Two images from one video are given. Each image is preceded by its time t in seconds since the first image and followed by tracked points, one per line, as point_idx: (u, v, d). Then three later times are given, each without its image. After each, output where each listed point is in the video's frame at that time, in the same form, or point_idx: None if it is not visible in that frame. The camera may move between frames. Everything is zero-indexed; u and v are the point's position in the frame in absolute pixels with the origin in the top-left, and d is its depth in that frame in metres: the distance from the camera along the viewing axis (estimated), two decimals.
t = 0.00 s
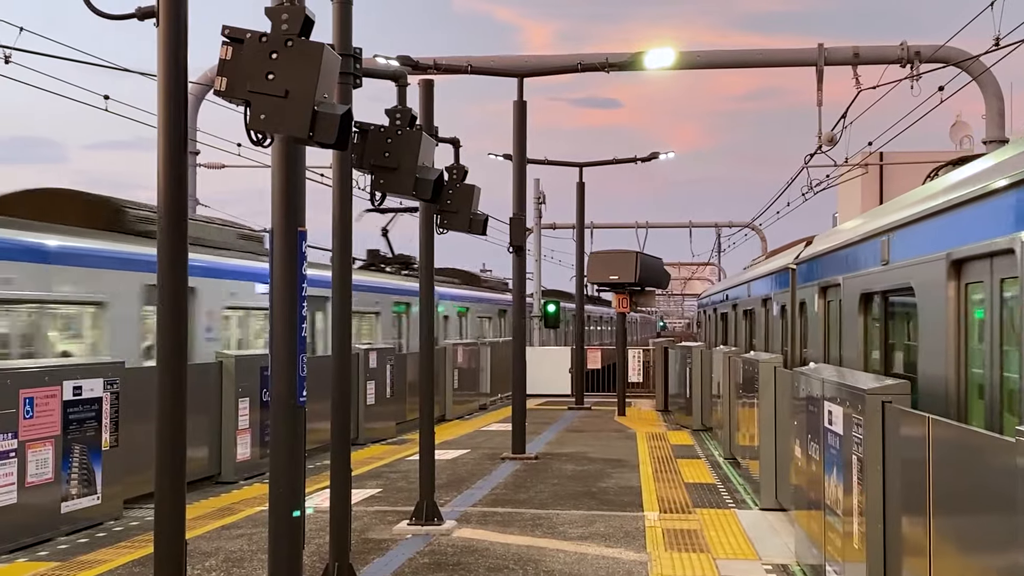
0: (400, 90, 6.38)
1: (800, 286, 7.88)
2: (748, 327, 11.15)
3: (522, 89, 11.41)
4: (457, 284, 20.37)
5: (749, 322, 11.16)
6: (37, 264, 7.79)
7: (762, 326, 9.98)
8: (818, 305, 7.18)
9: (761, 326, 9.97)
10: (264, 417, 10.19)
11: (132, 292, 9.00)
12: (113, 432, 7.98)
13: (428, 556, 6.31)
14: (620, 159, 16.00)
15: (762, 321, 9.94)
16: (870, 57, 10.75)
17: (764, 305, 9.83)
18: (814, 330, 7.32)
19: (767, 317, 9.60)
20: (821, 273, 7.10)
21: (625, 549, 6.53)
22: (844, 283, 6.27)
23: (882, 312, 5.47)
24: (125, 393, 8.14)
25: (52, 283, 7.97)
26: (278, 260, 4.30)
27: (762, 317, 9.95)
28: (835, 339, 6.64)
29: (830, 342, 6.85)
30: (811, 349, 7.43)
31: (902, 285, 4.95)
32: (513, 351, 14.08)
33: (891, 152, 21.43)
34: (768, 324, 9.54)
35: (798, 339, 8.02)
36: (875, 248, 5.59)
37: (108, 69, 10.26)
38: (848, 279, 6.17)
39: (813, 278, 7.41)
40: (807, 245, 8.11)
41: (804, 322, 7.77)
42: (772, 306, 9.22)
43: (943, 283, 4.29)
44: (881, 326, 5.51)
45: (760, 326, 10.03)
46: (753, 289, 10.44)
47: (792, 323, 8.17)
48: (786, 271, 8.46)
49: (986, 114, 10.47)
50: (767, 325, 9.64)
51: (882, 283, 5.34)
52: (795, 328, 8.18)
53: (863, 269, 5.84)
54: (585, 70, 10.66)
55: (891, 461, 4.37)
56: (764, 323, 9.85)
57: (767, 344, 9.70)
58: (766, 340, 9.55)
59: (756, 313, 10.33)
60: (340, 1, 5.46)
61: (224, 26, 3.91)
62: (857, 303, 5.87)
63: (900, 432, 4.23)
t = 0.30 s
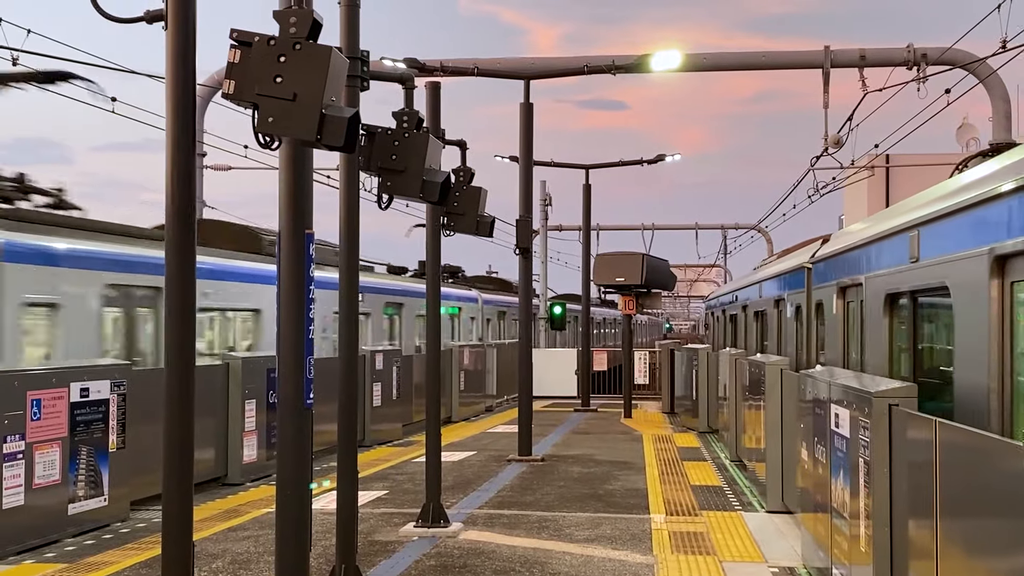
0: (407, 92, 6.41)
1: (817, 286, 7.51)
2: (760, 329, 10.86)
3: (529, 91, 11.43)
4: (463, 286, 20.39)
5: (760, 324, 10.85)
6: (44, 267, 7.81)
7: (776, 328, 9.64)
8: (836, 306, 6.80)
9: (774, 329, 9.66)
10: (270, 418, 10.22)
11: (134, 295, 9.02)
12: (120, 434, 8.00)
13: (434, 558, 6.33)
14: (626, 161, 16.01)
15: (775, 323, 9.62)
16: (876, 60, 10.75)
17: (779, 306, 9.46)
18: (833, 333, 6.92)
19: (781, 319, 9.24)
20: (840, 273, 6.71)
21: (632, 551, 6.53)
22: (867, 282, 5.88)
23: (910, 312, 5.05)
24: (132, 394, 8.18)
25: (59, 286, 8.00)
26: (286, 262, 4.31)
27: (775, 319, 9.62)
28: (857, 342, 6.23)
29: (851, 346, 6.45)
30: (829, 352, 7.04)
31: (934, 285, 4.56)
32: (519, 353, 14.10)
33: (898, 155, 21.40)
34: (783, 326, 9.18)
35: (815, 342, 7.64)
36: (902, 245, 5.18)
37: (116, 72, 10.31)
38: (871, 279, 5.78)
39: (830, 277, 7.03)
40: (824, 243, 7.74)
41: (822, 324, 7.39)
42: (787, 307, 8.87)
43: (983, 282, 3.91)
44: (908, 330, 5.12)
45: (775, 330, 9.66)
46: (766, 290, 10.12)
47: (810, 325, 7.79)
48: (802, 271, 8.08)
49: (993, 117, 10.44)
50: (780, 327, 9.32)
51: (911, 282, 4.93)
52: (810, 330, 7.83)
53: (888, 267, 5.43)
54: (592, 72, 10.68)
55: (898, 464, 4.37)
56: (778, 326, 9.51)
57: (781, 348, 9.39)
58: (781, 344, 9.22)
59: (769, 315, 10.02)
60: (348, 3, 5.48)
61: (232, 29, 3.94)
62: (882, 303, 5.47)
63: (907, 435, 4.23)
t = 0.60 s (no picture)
0: (411, 93, 6.41)
1: (831, 285, 7.14)
2: (770, 330, 10.48)
3: (532, 92, 11.43)
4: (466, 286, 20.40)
5: (770, 325, 10.45)
6: (46, 266, 7.85)
7: (787, 328, 9.22)
8: (852, 305, 6.41)
9: (784, 331, 9.28)
10: (274, 419, 10.23)
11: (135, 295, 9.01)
12: (124, 434, 8.02)
13: (438, 558, 6.33)
14: (629, 162, 16.01)
15: (786, 324, 9.22)
16: (880, 60, 10.74)
17: (791, 305, 9.00)
18: (849, 334, 6.53)
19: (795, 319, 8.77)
20: (858, 270, 6.32)
21: (635, 552, 6.52)
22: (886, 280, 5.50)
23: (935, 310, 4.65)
24: (136, 394, 8.20)
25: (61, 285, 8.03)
26: (290, 263, 4.30)
27: (786, 320, 9.23)
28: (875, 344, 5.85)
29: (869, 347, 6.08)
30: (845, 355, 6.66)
31: (964, 279, 4.17)
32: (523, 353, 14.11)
33: (901, 155, 21.37)
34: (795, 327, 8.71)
35: (829, 343, 7.27)
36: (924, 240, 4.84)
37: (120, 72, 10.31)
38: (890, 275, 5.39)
39: (847, 274, 6.64)
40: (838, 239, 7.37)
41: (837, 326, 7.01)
42: (798, 307, 8.47)
43: None
44: (934, 332, 4.72)
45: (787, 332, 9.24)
46: (777, 290, 9.70)
47: (824, 325, 7.41)
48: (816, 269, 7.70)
49: (996, 117, 10.42)
50: (792, 328, 8.91)
51: (936, 278, 4.54)
52: (823, 330, 7.46)
53: (909, 263, 5.05)
54: (596, 73, 10.68)
55: (902, 465, 4.36)
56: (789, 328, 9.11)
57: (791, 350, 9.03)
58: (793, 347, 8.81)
59: (779, 316, 9.61)
60: (352, 4, 5.49)
61: (236, 29, 3.94)
62: (903, 301, 5.09)
63: (911, 436, 4.22)
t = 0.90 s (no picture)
0: (413, 92, 6.41)
1: (841, 282, 6.89)
2: (776, 331, 10.23)
3: (534, 91, 11.43)
4: (468, 285, 20.40)
5: (777, 325, 10.19)
6: (50, 265, 7.87)
7: (795, 328, 8.96)
8: (866, 304, 6.14)
9: (793, 331, 9.03)
10: (275, 418, 10.22)
11: (138, 295, 9.02)
12: (125, 433, 8.03)
13: (439, 558, 6.33)
14: (631, 161, 16.00)
15: (794, 324, 8.98)
16: (881, 60, 10.73)
17: (800, 303, 8.72)
18: (863, 333, 6.25)
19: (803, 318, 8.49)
20: (871, 267, 6.03)
21: (637, 551, 6.52)
22: (904, 277, 5.21)
23: (959, 308, 4.36)
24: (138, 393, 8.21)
25: (65, 284, 8.05)
26: (291, 263, 4.30)
27: (794, 319, 8.99)
28: (892, 345, 5.55)
29: (884, 348, 5.80)
30: (859, 356, 6.38)
31: (992, 276, 3.89)
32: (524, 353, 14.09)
33: (903, 155, 21.37)
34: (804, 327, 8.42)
35: (841, 343, 6.99)
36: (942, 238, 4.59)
37: (120, 71, 10.29)
38: (909, 272, 5.10)
39: (859, 271, 6.35)
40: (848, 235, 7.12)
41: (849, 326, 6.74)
42: (806, 306, 8.21)
43: None
44: (958, 332, 4.41)
45: (796, 332, 8.95)
46: (783, 289, 9.46)
47: (835, 325, 7.14)
48: (825, 265, 7.45)
49: (998, 117, 10.42)
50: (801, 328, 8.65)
51: (961, 274, 4.25)
52: (835, 330, 7.17)
53: (930, 259, 4.77)
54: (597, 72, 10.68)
55: (903, 465, 4.36)
56: (797, 328, 8.86)
57: (798, 350, 8.88)
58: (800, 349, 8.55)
59: (786, 314, 9.36)
60: (353, 3, 5.50)
61: (237, 29, 3.95)
62: (923, 300, 4.80)
63: (912, 436, 4.23)
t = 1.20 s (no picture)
0: (413, 91, 6.40)
1: (853, 279, 6.57)
2: (782, 329, 9.99)
3: (534, 90, 11.42)
4: (467, 284, 20.40)
5: (782, 323, 9.94)
6: (49, 264, 7.84)
7: (802, 326, 8.71)
8: (879, 301, 5.79)
9: (799, 328, 8.78)
10: (276, 417, 10.22)
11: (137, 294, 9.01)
12: (126, 432, 8.02)
13: (440, 556, 6.34)
14: (631, 160, 15.99)
15: (801, 321, 8.72)
16: (882, 58, 10.71)
17: (807, 300, 8.43)
18: (877, 332, 5.91)
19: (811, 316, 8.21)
20: (885, 262, 5.67)
21: (637, 550, 6.52)
22: (923, 272, 4.85)
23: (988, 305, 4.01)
24: (139, 392, 8.21)
25: (65, 283, 8.03)
26: (291, 262, 4.30)
27: (801, 317, 8.75)
28: (911, 346, 5.20)
29: (902, 350, 5.46)
30: (871, 357, 6.04)
31: None
32: (524, 352, 14.09)
33: (902, 153, 21.37)
34: (813, 326, 8.11)
35: (853, 343, 6.65)
36: (956, 233, 4.37)
37: (120, 70, 10.28)
38: (929, 267, 4.74)
39: (874, 266, 6.00)
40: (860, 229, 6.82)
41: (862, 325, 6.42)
42: (814, 304, 7.95)
43: None
44: (985, 331, 4.08)
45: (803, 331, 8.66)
46: (789, 286, 9.25)
47: (847, 324, 6.80)
48: (835, 260, 7.14)
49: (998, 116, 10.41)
50: (808, 327, 8.38)
51: (990, 269, 3.88)
52: (847, 328, 6.85)
53: (951, 252, 4.41)
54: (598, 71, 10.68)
55: (903, 463, 4.36)
56: (804, 326, 8.61)
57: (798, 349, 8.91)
58: (807, 348, 8.30)
59: (793, 311, 9.11)
60: (353, 2, 5.49)
61: (237, 27, 3.94)
62: (945, 297, 4.47)
63: (913, 434, 4.23)
